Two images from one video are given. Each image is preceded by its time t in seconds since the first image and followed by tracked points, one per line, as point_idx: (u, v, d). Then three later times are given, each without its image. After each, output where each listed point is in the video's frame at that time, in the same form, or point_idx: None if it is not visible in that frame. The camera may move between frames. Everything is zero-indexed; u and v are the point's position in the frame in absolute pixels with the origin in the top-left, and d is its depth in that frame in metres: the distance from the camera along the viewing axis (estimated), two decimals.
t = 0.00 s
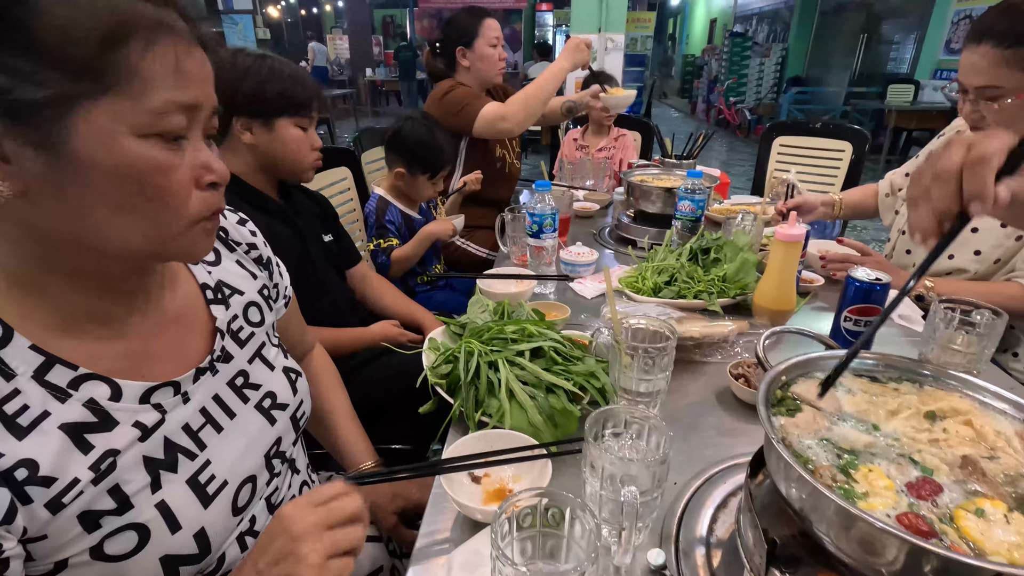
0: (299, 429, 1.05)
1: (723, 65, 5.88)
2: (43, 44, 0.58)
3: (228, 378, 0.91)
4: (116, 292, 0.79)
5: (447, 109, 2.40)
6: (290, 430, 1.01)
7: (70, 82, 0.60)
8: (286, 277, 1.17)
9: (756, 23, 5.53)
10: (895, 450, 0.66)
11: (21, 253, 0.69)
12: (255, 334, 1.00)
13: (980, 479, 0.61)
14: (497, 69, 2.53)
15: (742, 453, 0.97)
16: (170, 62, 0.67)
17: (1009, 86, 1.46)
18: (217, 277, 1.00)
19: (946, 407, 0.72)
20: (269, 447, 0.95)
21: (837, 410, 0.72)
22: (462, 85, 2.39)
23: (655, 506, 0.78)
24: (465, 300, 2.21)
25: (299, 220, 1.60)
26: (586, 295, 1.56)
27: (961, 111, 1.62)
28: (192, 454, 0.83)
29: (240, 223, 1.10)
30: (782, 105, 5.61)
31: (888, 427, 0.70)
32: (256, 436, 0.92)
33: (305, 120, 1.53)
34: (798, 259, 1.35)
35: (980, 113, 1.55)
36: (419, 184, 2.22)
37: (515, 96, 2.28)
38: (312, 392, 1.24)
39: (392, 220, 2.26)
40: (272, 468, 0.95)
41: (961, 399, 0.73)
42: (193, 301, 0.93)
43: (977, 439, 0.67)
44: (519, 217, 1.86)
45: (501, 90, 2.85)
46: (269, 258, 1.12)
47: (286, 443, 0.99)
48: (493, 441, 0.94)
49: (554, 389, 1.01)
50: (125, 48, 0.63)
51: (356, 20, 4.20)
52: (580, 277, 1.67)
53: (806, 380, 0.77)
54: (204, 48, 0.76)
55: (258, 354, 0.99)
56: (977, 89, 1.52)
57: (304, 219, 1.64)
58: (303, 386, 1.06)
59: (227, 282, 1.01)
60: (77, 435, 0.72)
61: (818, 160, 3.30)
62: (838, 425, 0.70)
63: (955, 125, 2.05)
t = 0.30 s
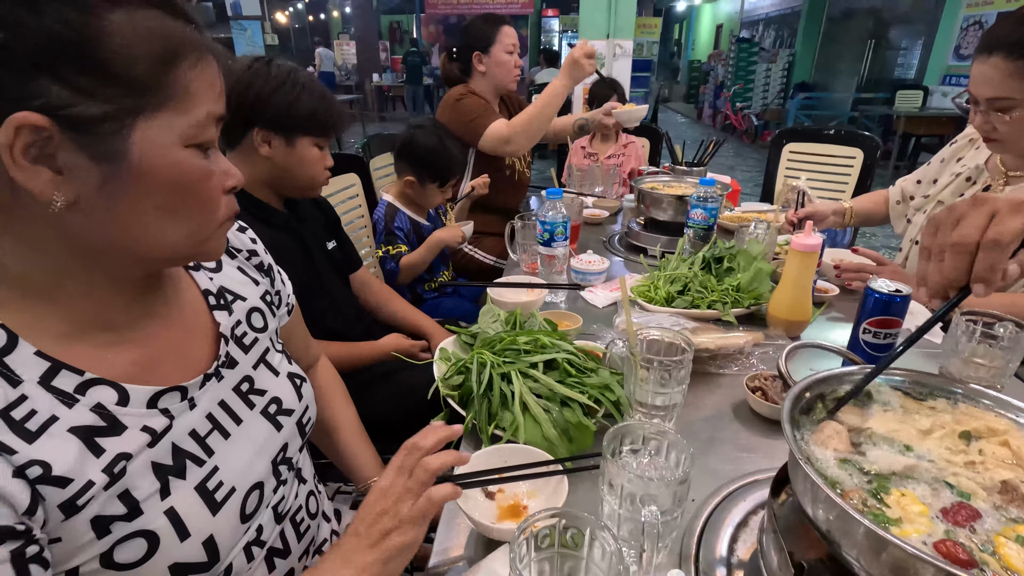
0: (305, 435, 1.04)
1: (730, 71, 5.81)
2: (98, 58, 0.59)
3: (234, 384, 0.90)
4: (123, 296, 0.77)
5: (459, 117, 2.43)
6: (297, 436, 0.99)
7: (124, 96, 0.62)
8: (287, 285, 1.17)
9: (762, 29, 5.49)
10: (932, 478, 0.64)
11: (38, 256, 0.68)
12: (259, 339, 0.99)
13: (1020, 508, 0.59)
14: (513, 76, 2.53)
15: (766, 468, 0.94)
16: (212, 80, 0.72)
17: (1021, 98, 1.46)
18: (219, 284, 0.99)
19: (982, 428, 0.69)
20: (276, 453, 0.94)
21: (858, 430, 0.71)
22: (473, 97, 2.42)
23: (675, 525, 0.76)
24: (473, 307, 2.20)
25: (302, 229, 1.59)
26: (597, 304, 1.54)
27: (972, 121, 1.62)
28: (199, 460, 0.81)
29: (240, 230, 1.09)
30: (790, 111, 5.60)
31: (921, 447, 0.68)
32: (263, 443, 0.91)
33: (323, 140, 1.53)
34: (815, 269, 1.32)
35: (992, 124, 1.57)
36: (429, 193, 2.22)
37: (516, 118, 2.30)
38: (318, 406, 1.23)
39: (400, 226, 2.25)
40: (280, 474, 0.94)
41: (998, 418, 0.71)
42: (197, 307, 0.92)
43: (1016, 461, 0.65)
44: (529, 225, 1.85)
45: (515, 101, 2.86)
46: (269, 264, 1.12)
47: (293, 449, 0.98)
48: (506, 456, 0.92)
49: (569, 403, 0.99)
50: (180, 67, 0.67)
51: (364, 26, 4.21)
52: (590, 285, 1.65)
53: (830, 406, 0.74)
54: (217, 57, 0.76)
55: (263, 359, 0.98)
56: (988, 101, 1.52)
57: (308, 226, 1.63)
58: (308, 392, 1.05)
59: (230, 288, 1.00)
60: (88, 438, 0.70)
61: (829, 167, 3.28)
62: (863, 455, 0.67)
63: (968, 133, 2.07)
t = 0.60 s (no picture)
0: (310, 441, 1.02)
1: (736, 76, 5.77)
2: (115, 59, 0.59)
3: (241, 389, 0.88)
4: (132, 300, 0.76)
5: (467, 124, 2.44)
6: (302, 442, 0.98)
7: (141, 95, 0.62)
8: (290, 294, 1.15)
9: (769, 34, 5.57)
10: (937, 491, 0.64)
11: (49, 256, 0.66)
12: (265, 345, 0.97)
13: None
14: (521, 82, 2.51)
15: (782, 481, 0.92)
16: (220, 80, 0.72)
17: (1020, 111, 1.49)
18: (224, 290, 0.98)
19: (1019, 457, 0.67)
20: (283, 458, 0.92)
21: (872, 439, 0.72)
22: (482, 107, 2.43)
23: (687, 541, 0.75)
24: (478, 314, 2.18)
25: (304, 236, 1.58)
26: (604, 312, 1.52)
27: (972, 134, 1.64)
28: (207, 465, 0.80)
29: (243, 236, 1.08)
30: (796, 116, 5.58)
31: (943, 472, 0.67)
32: (269, 448, 0.89)
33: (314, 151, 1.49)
34: (825, 277, 1.30)
35: (992, 137, 1.57)
36: (432, 199, 2.21)
37: (526, 142, 2.32)
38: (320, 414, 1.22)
39: (406, 231, 2.23)
40: (286, 480, 0.92)
41: None
42: (203, 311, 0.90)
43: None
44: (535, 231, 1.84)
45: (522, 110, 2.85)
46: (274, 272, 1.11)
47: (298, 455, 0.96)
48: (512, 471, 0.90)
49: (577, 414, 0.97)
50: (188, 66, 0.67)
51: (370, 32, 4.21)
52: (597, 293, 1.64)
53: (848, 417, 0.74)
54: (222, 59, 0.75)
55: (269, 365, 0.96)
56: (988, 113, 1.55)
57: (310, 234, 1.63)
58: (312, 398, 1.03)
59: (235, 295, 0.99)
60: (102, 438, 0.69)
61: (837, 173, 3.25)
62: (876, 461, 0.68)
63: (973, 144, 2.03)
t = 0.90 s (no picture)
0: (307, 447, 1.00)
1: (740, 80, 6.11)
2: (109, 49, 0.57)
3: (237, 392, 0.86)
4: (131, 298, 0.74)
5: (470, 122, 2.43)
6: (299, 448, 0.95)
7: (135, 84, 0.60)
8: (290, 299, 1.14)
9: (773, 39, 5.62)
10: (940, 496, 0.63)
11: (40, 250, 0.65)
12: (263, 350, 0.95)
13: None
14: (525, 83, 2.50)
15: (788, 491, 0.89)
16: (214, 70, 0.69)
17: (987, 131, 1.54)
18: (224, 293, 0.96)
19: None
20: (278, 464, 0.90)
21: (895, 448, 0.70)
22: (486, 104, 2.41)
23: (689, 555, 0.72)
24: (479, 317, 2.15)
25: (308, 240, 1.57)
26: (607, 316, 1.50)
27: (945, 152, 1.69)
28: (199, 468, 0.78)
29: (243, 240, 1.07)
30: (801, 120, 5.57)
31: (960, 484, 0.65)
32: (264, 452, 0.87)
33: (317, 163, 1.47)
34: (833, 281, 1.27)
35: (961, 154, 1.62)
36: (430, 200, 2.20)
37: (530, 128, 2.30)
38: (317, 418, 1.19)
39: (405, 233, 2.22)
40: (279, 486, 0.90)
41: None
42: (202, 312, 0.89)
43: None
44: (537, 234, 1.82)
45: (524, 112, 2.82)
46: (274, 278, 1.09)
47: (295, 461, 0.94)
48: (510, 479, 0.88)
49: (577, 420, 0.94)
50: (183, 56, 0.64)
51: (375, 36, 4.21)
52: (599, 296, 1.61)
53: (867, 420, 0.73)
54: (221, 50, 0.73)
55: (266, 369, 0.94)
56: (956, 131, 1.60)
57: (317, 240, 1.61)
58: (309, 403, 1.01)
59: (235, 297, 0.97)
60: (88, 435, 0.67)
61: (842, 176, 3.22)
62: (886, 463, 0.68)
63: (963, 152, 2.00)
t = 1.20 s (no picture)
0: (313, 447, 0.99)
1: (743, 83, 6.01)
2: (107, 54, 0.57)
3: (241, 390, 0.86)
4: (135, 299, 0.74)
5: (471, 123, 2.43)
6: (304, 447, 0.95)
7: (132, 89, 0.60)
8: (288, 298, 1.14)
9: (776, 41, 5.67)
10: (945, 500, 0.63)
11: (44, 250, 0.64)
12: (268, 347, 0.96)
13: None
14: (528, 86, 2.50)
15: (792, 496, 0.88)
16: (216, 72, 0.68)
17: (951, 149, 1.62)
18: (230, 290, 0.97)
19: None
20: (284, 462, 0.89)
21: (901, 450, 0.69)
22: (486, 102, 2.41)
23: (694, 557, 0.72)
24: (482, 321, 2.15)
25: (314, 245, 1.58)
26: (609, 319, 1.49)
27: (912, 170, 1.77)
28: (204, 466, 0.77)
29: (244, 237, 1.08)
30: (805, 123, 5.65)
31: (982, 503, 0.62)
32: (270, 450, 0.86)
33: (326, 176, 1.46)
34: (837, 285, 1.26)
35: (927, 172, 1.70)
36: (432, 196, 2.19)
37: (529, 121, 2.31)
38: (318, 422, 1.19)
39: (409, 235, 2.22)
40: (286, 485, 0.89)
41: None
42: (206, 310, 0.89)
43: None
44: (539, 236, 1.81)
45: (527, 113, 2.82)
46: (273, 275, 1.11)
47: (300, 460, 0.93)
48: (512, 483, 0.87)
49: (579, 424, 0.93)
50: (183, 58, 0.64)
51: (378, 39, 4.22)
52: (602, 299, 1.61)
53: (871, 423, 0.72)
54: (226, 51, 0.73)
55: (270, 367, 0.94)
56: (923, 149, 1.68)
57: (324, 246, 1.62)
58: (313, 402, 1.01)
59: (240, 294, 0.98)
60: (91, 434, 0.66)
61: (845, 179, 3.21)
62: (891, 466, 0.67)
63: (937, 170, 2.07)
